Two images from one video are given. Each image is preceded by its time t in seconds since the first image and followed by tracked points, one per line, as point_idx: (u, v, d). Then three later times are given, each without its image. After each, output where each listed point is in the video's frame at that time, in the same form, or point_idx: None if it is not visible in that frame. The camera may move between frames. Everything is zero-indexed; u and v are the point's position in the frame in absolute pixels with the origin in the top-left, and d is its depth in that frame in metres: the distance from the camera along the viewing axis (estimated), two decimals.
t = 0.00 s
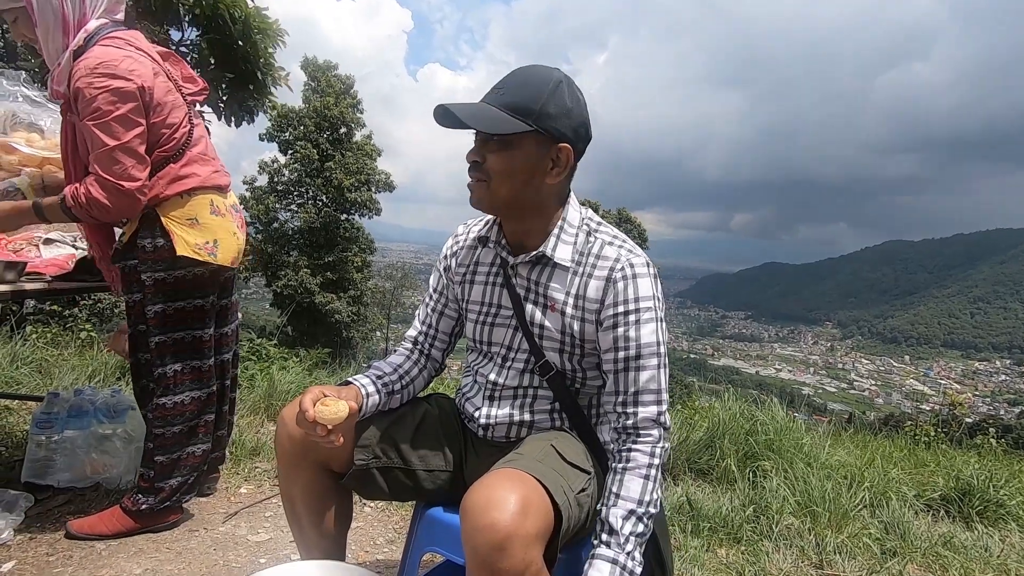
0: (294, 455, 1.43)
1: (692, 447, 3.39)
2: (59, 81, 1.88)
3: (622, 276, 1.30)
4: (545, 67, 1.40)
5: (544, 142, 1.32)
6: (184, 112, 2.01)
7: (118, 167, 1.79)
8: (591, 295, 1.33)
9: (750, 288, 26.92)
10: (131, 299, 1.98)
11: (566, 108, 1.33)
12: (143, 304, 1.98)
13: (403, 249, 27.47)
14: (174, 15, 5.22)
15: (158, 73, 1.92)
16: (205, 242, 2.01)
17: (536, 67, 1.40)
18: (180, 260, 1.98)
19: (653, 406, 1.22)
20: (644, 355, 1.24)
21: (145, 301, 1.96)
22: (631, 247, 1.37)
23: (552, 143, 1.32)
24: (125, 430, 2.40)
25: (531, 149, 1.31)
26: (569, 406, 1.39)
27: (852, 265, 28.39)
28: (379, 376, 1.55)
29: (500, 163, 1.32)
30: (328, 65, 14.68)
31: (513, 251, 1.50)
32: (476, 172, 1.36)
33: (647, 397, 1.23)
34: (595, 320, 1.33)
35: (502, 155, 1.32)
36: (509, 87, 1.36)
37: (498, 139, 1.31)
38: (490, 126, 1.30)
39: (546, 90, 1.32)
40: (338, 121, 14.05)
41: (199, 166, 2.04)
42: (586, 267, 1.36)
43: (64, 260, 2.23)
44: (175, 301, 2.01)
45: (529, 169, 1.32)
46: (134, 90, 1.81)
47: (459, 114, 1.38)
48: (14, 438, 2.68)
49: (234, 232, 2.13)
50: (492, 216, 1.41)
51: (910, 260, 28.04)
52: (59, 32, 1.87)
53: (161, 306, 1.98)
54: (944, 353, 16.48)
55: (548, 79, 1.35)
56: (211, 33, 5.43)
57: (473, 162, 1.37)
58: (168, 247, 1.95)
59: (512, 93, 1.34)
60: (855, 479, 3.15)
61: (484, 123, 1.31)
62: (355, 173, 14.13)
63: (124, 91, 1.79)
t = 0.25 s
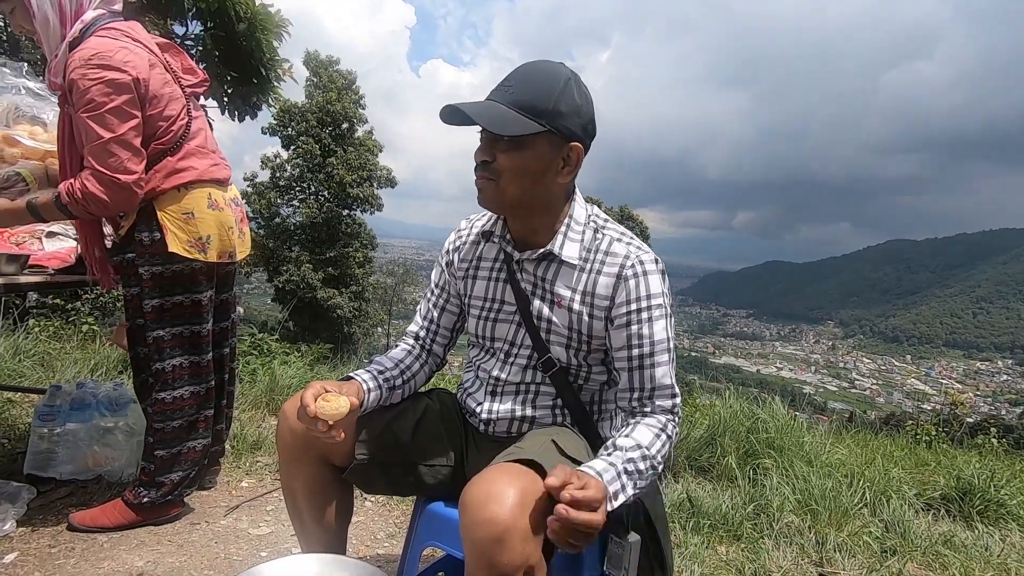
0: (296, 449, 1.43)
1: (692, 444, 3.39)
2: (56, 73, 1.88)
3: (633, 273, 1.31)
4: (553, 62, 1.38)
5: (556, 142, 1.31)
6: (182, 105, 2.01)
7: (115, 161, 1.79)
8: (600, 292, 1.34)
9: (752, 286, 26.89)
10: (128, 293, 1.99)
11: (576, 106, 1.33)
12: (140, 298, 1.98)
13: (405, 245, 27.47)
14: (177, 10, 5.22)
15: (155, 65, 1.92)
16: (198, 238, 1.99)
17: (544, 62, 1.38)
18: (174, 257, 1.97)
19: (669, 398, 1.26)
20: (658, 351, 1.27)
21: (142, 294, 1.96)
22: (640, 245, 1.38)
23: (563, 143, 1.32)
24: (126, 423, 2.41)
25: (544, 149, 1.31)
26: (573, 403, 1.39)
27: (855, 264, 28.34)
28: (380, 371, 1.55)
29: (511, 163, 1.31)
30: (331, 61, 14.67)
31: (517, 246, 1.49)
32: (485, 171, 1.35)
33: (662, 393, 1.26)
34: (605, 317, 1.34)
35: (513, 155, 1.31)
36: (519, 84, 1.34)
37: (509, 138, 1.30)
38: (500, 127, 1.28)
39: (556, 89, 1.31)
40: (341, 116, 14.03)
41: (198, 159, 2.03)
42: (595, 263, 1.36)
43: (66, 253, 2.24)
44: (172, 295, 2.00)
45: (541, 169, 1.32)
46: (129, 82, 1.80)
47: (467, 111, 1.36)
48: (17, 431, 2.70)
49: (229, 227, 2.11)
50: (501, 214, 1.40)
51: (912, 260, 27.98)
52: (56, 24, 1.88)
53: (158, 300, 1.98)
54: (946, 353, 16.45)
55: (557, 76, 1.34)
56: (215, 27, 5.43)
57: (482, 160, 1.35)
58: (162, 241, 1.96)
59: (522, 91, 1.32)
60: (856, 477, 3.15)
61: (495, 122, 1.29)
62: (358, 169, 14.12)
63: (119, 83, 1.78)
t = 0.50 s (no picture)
0: (299, 445, 1.44)
1: (694, 440, 3.39)
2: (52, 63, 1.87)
3: (637, 253, 1.35)
4: (570, 58, 1.37)
5: (574, 140, 1.31)
6: (180, 97, 2.01)
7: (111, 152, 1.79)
8: (604, 274, 1.37)
9: (755, 282, 26.84)
10: (127, 287, 1.99)
11: (595, 103, 1.32)
12: (140, 292, 1.99)
13: (407, 240, 27.46)
14: (180, 4, 5.21)
15: (153, 56, 1.91)
16: (197, 232, 2.00)
17: (562, 57, 1.38)
18: (172, 250, 1.98)
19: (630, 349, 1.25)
20: (629, 311, 1.28)
21: (142, 288, 1.97)
22: (648, 232, 1.41)
23: (582, 140, 1.32)
24: (130, 416, 2.42)
25: (563, 147, 1.30)
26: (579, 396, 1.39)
27: (858, 260, 28.26)
28: (384, 366, 1.55)
29: (530, 163, 1.29)
30: (334, 55, 14.63)
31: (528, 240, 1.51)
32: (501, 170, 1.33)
33: (620, 338, 1.26)
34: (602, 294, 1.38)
35: (532, 154, 1.29)
36: (538, 80, 1.33)
37: (528, 138, 1.28)
38: (519, 127, 1.26)
39: (576, 86, 1.30)
40: (344, 111, 14.01)
41: (197, 151, 2.04)
42: (604, 251, 1.39)
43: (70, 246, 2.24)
44: (171, 290, 2.01)
45: (559, 167, 1.31)
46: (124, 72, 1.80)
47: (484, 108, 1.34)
48: (21, 424, 2.71)
49: (228, 219, 2.11)
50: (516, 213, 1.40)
51: (916, 256, 27.89)
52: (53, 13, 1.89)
53: (158, 294, 1.98)
54: (949, 350, 16.41)
55: (576, 73, 1.33)
56: (217, 21, 5.42)
57: (497, 160, 1.33)
58: (160, 236, 1.97)
59: (542, 88, 1.31)
60: (859, 473, 3.15)
61: (515, 120, 1.28)
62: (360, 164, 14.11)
63: (114, 73, 1.77)
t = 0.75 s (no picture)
0: (295, 438, 1.43)
1: (693, 438, 3.38)
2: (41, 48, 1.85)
3: (635, 247, 1.34)
4: (570, 52, 1.36)
5: (575, 136, 1.31)
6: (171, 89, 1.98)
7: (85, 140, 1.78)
8: (603, 270, 1.36)
9: (754, 280, 26.84)
10: (116, 280, 2.01)
11: (595, 99, 1.32)
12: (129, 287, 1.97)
13: (407, 237, 27.45)
14: None
15: (145, 48, 1.89)
16: (184, 228, 1.97)
17: (563, 51, 1.36)
18: (161, 246, 1.97)
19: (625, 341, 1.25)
20: (626, 304, 1.27)
21: (131, 284, 1.96)
22: (646, 225, 1.41)
23: (584, 136, 1.32)
24: (128, 412, 2.42)
25: (565, 143, 1.30)
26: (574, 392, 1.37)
27: (858, 259, 28.26)
28: (381, 361, 1.55)
29: (533, 159, 1.29)
30: (333, 51, 14.60)
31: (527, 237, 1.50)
32: (504, 166, 1.33)
33: (615, 332, 1.25)
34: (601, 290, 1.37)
35: (534, 151, 1.29)
36: (541, 75, 1.32)
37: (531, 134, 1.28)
38: (523, 124, 1.26)
39: (578, 83, 1.30)
40: (343, 108, 13.99)
41: (189, 146, 2.01)
42: (602, 245, 1.38)
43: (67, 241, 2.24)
44: (161, 285, 1.99)
45: (561, 162, 1.32)
46: (108, 66, 1.76)
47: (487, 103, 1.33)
48: (19, 419, 2.70)
49: (221, 215, 2.07)
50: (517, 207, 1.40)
51: (916, 254, 27.89)
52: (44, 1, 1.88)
53: (147, 290, 1.96)
54: (948, 348, 16.42)
55: (578, 69, 1.32)
56: (216, 17, 5.40)
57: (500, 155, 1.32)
58: (147, 231, 1.95)
59: (545, 84, 1.30)
60: (857, 470, 3.15)
61: (519, 117, 1.27)
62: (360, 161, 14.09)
63: (96, 66, 1.74)
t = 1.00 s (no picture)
0: (299, 433, 1.43)
1: (698, 436, 3.37)
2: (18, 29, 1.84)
3: (645, 243, 1.33)
4: (557, 60, 1.33)
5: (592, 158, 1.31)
6: (157, 84, 1.94)
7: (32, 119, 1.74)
8: (611, 266, 1.35)
9: (761, 278, 26.72)
10: (109, 277, 1.99)
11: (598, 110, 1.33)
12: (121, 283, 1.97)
13: (412, 234, 27.47)
14: None
15: (117, 41, 1.83)
16: (174, 224, 1.95)
17: (554, 62, 1.32)
18: (151, 242, 1.95)
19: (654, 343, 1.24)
20: (646, 303, 1.27)
21: (123, 280, 1.96)
22: (653, 220, 1.40)
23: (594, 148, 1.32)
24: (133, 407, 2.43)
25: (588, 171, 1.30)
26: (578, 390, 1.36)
27: (865, 257, 28.09)
28: (385, 356, 1.54)
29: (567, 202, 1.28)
30: (339, 48, 14.60)
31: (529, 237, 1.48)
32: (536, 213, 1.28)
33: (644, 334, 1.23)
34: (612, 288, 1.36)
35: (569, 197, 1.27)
36: (556, 108, 1.28)
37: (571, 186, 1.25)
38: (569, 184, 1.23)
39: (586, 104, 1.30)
40: (348, 104, 14.00)
41: (175, 140, 1.97)
42: (609, 241, 1.37)
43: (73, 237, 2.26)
44: (152, 281, 1.98)
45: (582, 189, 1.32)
46: (66, 51, 1.72)
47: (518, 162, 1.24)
48: (26, 414, 2.72)
49: (213, 209, 2.04)
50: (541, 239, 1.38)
51: (924, 253, 27.69)
52: None
53: (138, 286, 1.96)
54: (956, 347, 16.30)
55: (576, 80, 1.30)
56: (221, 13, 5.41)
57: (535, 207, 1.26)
58: (134, 225, 1.94)
59: (564, 120, 1.28)
60: (863, 470, 3.13)
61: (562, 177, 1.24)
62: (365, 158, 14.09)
63: (51, 48, 1.69)
